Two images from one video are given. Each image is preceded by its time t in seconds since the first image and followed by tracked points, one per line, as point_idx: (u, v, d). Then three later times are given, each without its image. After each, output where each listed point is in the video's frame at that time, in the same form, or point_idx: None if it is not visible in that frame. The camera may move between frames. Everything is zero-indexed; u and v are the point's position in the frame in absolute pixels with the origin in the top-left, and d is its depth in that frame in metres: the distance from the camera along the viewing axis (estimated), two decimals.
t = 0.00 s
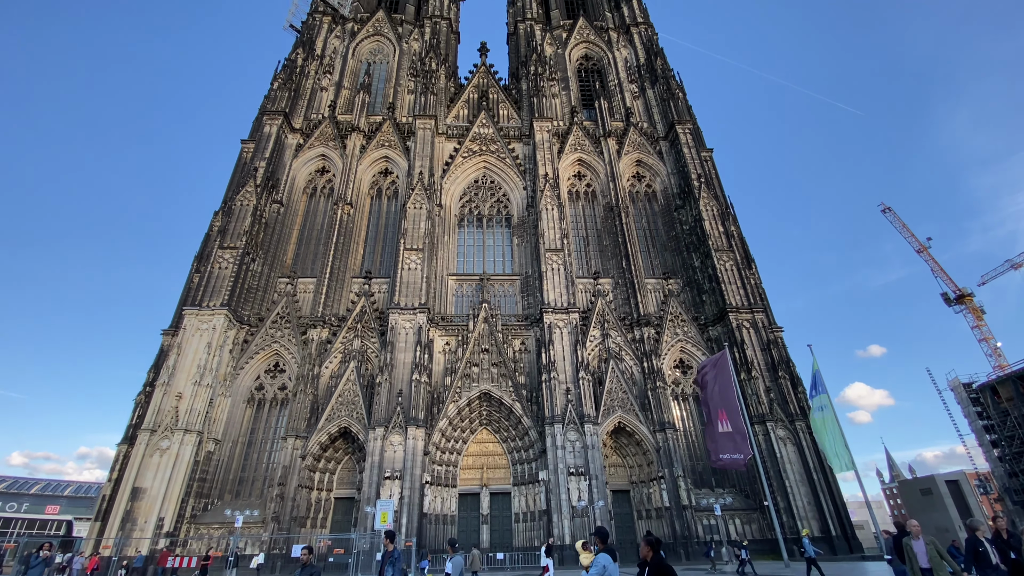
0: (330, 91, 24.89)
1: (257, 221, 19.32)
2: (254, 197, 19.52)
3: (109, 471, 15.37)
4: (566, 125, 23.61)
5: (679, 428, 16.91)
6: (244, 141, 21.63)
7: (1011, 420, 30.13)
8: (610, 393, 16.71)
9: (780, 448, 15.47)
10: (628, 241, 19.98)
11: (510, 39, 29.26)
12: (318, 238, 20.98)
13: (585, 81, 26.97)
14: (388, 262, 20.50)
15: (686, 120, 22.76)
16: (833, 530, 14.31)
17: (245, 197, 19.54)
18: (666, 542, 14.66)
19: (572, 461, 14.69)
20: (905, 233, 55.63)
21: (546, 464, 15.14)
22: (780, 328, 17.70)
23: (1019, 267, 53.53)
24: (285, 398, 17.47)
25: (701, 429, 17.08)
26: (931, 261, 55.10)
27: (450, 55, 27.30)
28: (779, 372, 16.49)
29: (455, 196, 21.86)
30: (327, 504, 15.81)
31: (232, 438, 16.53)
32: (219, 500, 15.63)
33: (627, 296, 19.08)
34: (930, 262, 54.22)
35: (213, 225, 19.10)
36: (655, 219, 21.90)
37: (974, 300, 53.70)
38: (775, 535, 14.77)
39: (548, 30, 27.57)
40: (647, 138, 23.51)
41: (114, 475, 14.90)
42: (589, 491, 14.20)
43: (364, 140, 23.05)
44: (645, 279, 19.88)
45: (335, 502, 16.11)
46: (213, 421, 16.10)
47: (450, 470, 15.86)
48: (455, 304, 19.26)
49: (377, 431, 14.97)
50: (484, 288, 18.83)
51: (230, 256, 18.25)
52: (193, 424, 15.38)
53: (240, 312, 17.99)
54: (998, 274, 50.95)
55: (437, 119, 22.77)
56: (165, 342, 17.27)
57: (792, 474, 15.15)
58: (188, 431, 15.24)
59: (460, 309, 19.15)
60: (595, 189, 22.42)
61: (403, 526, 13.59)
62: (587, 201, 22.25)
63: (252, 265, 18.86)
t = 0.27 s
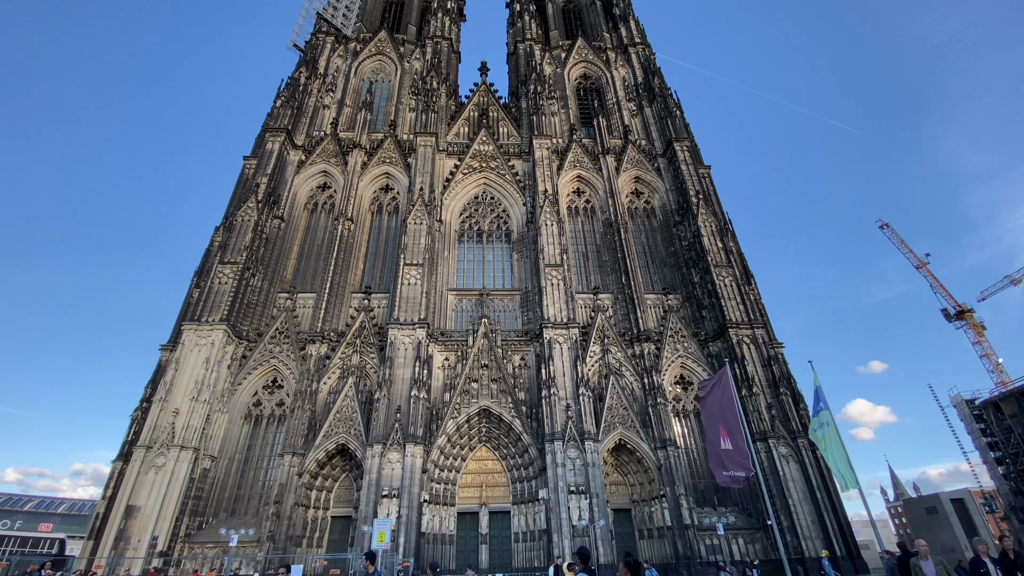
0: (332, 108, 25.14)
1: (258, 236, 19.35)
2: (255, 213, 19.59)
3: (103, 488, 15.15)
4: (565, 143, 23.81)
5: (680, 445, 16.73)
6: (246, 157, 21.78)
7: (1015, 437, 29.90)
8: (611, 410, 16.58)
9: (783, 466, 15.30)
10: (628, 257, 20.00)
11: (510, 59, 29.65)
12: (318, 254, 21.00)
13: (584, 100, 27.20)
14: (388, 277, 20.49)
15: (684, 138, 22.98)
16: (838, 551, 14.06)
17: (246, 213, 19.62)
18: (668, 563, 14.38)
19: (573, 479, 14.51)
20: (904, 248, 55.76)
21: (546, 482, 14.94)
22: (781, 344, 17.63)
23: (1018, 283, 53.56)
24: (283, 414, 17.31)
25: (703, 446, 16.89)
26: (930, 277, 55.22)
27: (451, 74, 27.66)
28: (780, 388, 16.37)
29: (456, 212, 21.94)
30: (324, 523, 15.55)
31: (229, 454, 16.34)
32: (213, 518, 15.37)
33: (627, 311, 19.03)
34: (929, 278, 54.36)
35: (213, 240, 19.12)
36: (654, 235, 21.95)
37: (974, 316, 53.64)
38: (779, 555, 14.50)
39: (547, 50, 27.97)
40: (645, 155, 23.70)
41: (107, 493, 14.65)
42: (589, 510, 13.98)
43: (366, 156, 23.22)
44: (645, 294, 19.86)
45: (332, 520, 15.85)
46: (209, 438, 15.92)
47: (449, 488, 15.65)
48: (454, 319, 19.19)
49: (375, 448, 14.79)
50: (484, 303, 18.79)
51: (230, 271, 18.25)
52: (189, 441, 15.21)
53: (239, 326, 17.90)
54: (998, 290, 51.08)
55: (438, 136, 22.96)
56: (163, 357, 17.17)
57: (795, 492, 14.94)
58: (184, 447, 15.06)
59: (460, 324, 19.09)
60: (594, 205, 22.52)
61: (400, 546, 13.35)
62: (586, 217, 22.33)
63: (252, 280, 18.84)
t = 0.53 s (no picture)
0: (333, 126, 25.35)
1: (258, 251, 19.36)
2: (255, 229, 19.63)
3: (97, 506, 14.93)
4: (564, 160, 23.98)
5: (682, 463, 16.55)
6: (247, 174, 21.89)
7: (1019, 454, 29.63)
8: (611, 427, 16.43)
9: (785, 484, 15.11)
10: (627, 272, 20.01)
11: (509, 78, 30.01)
12: (318, 269, 21.00)
13: (583, 118, 27.44)
14: (387, 292, 20.45)
15: (682, 155, 23.18)
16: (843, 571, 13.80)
17: (247, 228, 19.65)
18: None
19: (573, 497, 14.31)
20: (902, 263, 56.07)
21: (545, 500, 14.74)
22: (781, 360, 17.56)
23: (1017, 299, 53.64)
24: (280, 431, 17.13)
25: (705, 464, 16.70)
26: (929, 292, 55.26)
27: (451, 92, 27.97)
28: (782, 405, 16.24)
29: (455, 228, 22.00)
30: (320, 543, 15.29)
31: (225, 472, 16.12)
32: (208, 538, 15.11)
33: (626, 326, 18.97)
34: (928, 293, 54.41)
35: (213, 256, 19.12)
36: (653, 251, 21.99)
37: (974, 331, 53.57)
38: None
39: (546, 70, 28.33)
40: (643, 172, 23.86)
41: (100, 512, 14.39)
42: (590, 529, 13.77)
43: (367, 173, 23.35)
44: (644, 310, 19.82)
45: (328, 540, 15.58)
46: (205, 455, 15.72)
47: (447, 506, 15.42)
48: (453, 334, 19.11)
49: (372, 466, 14.61)
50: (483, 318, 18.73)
51: (230, 287, 18.22)
52: (184, 458, 15.02)
53: (237, 342, 17.79)
54: (998, 305, 51.11)
55: (438, 153, 23.13)
56: (160, 373, 17.04)
57: (799, 511, 14.73)
58: (180, 464, 14.86)
59: (459, 340, 19.00)
60: (593, 221, 22.59)
61: (397, 567, 13.11)
62: (585, 232, 22.40)
63: (251, 296, 18.80)
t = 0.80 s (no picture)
0: (335, 143, 25.53)
1: (258, 267, 19.36)
2: (255, 244, 19.65)
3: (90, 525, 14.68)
4: (563, 176, 24.11)
5: (683, 481, 16.34)
6: (248, 190, 21.98)
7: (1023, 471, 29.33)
8: (612, 444, 16.26)
9: (788, 502, 14.91)
10: (627, 288, 20.00)
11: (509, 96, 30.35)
12: (317, 285, 20.96)
13: (581, 136, 27.66)
14: (386, 307, 20.38)
15: (679, 172, 23.35)
16: None
17: (247, 244, 19.67)
18: None
19: (573, 516, 14.09)
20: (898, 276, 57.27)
21: (545, 519, 14.52)
22: (781, 376, 17.46)
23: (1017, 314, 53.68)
24: (277, 448, 16.93)
25: (707, 482, 16.49)
26: (929, 308, 55.25)
27: (451, 110, 28.25)
28: (783, 421, 16.10)
29: (455, 243, 22.04)
30: (315, 563, 15.00)
31: (220, 490, 15.88)
32: (201, 558, 14.82)
33: (626, 342, 18.88)
34: (928, 308, 54.41)
35: (213, 271, 19.09)
36: (652, 266, 22.00)
37: (974, 346, 53.42)
38: None
39: (545, 88, 28.66)
40: (641, 188, 24.00)
41: (92, 531, 14.12)
42: (591, 549, 13.53)
43: (367, 189, 23.47)
44: (644, 325, 19.77)
45: (324, 561, 15.28)
46: (200, 473, 15.51)
47: (446, 526, 15.18)
48: (452, 350, 19.00)
49: (370, 484, 14.42)
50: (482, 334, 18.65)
51: (229, 302, 18.17)
52: (180, 476, 14.82)
53: (235, 358, 17.67)
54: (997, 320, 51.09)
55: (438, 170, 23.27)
56: (157, 389, 16.89)
57: (803, 529, 14.51)
58: (175, 482, 14.67)
59: (458, 355, 18.90)
60: (592, 237, 22.64)
61: None
62: (584, 248, 22.43)
63: (250, 311, 18.73)
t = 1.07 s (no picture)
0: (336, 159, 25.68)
1: (257, 282, 19.34)
2: (255, 260, 19.66)
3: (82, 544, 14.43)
4: (562, 192, 24.23)
5: (685, 499, 16.12)
6: (249, 206, 22.06)
7: None
8: (613, 461, 16.09)
9: (792, 520, 14.70)
10: (626, 303, 19.97)
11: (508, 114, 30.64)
12: (317, 300, 20.91)
13: (580, 152, 27.85)
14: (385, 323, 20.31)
15: (677, 187, 23.48)
16: None
17: (247, 260, 19.68)
18: None
19: (573, 535, 13.87)
20: (898, 292, 58.58)
21: (546, 538, 14.28)
22: (782, 392, 17.34)
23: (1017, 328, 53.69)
24: (273, 466, 16.73)
25: (709, 500, 16.27)
26: (929, 322, 55.16)
27: (451, 127, 28.50)
28: (785, 437, 15.94)
29: (455, 258, 22.05)
30: None
31: (215, 509, 15.64)
32: None
33: (626, 357, 18.78)
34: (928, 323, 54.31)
35: (212, 287, 19.06)
36: (651, 281, 21.99)
37: (975, 361, 53.21)
38: None
39: (544, 106, 28.96)
40: (640, 204, 24.10)
41: (85, 551, 13.83)
42: (592, 569, 13.29)
43: (367, 205, 23.55)
44: (644, 340, 19.70)
45: None
46: (195, 491, 15.28)
47: (444, 545, 14.93)
48: (452, 366, 18.89)
49: (367, 503, 14.22)
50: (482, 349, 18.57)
51: (228, 317, 18.11)
52: (175, 494, 14.60)
53: (233, 374, 17.54)
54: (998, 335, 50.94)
55: (438, 186, 23.40)
56: (154, 405, 16.73)
57: (807, 548, 14.27)
58: (170, 501, 14.44)
59: (457, 371, 18.77)
60: (591, 252, 22.67)
61: None
62: (583, 263, 22.45)
63: (249, 327, 18.65)
